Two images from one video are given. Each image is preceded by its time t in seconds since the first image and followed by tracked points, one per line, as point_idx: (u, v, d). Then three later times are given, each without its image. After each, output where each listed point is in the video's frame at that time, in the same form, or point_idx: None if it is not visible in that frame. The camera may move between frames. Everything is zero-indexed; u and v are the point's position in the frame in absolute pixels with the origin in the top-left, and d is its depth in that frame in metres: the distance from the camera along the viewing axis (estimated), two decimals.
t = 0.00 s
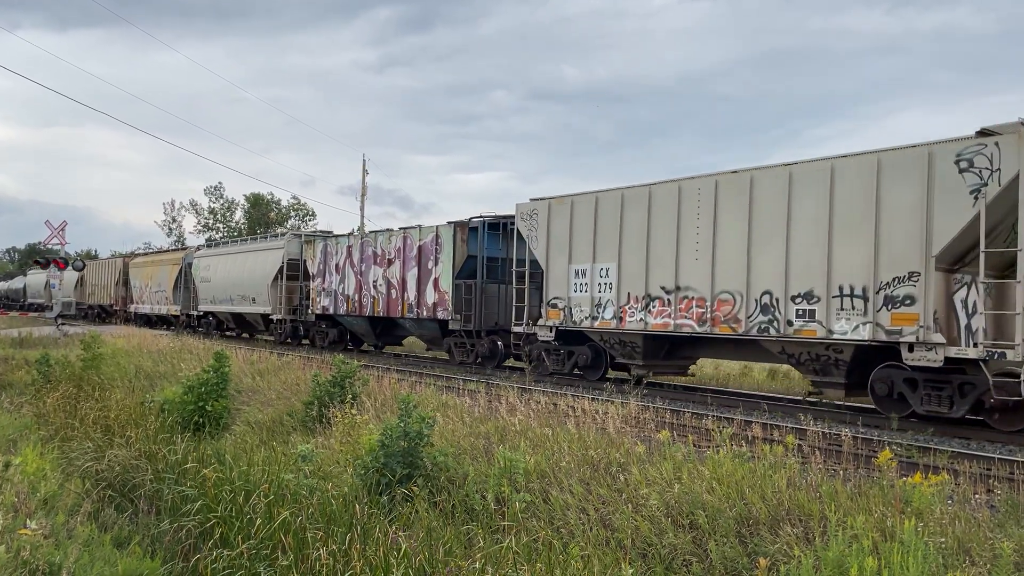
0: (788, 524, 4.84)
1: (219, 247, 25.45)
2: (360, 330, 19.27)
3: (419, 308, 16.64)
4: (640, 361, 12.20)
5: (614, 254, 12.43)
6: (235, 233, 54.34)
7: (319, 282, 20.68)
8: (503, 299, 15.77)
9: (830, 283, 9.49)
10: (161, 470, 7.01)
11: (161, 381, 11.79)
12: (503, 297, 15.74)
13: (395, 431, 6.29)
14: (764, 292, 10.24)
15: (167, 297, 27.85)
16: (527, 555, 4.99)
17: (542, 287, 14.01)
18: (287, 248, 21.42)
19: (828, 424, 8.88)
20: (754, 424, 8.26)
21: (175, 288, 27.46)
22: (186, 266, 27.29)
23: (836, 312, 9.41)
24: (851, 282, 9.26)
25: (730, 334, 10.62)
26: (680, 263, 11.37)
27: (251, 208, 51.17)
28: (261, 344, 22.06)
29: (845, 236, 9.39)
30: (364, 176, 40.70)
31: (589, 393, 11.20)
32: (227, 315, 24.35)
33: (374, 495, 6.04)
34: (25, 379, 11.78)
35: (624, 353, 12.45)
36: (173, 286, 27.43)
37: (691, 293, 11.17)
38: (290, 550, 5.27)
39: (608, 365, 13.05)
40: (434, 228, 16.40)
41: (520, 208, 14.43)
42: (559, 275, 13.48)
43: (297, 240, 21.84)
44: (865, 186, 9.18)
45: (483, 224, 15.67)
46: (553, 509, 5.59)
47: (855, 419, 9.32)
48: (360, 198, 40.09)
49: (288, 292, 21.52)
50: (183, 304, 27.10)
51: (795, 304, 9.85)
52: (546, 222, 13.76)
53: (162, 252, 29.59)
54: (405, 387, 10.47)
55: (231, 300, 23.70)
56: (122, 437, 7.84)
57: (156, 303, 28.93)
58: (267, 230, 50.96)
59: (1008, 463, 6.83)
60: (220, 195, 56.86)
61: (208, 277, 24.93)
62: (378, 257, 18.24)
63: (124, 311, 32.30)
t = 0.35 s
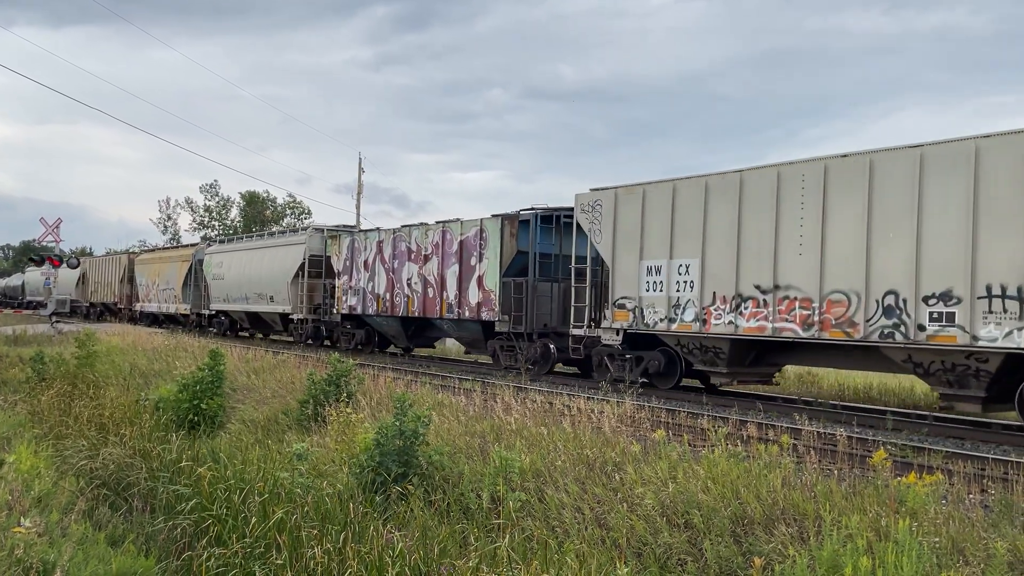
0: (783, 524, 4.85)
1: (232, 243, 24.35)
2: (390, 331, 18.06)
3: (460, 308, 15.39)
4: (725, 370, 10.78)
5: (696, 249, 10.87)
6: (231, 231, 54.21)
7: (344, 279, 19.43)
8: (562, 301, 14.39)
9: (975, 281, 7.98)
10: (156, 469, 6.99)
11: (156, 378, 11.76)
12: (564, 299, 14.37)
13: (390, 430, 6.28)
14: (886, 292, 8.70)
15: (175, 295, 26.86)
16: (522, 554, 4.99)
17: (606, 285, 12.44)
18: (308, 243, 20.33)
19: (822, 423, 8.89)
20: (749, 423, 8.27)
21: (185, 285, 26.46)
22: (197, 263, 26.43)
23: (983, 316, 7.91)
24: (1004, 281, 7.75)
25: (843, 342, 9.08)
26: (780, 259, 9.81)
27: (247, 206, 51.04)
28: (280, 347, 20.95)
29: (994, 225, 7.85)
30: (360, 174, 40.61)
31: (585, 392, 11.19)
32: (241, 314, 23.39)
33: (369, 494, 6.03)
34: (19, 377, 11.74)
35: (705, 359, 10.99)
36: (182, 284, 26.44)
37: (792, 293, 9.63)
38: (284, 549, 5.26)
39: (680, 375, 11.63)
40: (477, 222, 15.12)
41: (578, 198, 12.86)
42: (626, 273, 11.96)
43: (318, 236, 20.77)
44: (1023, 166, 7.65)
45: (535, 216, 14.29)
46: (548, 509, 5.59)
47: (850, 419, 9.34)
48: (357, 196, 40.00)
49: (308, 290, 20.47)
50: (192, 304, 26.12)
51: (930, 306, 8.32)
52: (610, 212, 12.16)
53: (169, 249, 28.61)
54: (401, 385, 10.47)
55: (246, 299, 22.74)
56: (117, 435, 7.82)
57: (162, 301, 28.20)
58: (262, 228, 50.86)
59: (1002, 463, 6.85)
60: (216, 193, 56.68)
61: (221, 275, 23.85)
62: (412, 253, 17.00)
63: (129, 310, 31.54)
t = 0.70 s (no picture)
0: (776, 522, 4.86)
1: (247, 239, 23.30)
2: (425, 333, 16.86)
3: (508, 308, 14.33)
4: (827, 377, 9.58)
5: (798, 243, 9.70)
6: (225, 229, 54.06)
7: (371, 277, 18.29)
8: (628, 299, 13.12)
9: None
10: (149, 467, 6.97)
11: (149, 377, 11.73)
12: (630, 298, 13.08)
13: (385, 428, 6.27)
14: None
15: (184, 294, 25.74)
16: (516, 552, 4.99)
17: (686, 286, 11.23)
18: (332, 238, 19.20)
19: (816, 422, 8.92)
20: (743, 422, 8.29)
21: (195, 284, 25.42)
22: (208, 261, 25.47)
23: None
24: None
25: (989, 348, 7.94)
26: (906, 258, 8.65)
27: (241, 204, 50.90)
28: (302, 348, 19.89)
29: None
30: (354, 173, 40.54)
31: (579, 391, 11.19)
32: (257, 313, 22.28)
33: (363, 492, 6.02)
34: (11, 375, 11.68)
35: (806, 366, 9.78)
36: (192, 283, 25.39)
37: (923, 293, 8.46)
38: (279, 548, 5.23)
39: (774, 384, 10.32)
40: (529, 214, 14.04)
41: (652, 185, 11.75)
42: (711, 270, 10.77)
43: (344, 230, 19.58)
44: None
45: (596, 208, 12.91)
46: (543, 507, 5.58)
47: (843, 418, 9.36)
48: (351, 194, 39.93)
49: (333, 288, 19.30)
50: (203, 303, 25.10)
51: None
52: (693, 202, 11.02)
53: (178, 246, 27.51)
54: (395, 383, 10.46)
55: (263, 298, 21.63)
56: (110, 434, 7.78)
57: (168, 300, 27.22)
58: (257, 226, 50.73)
59: (996, 462, 6.88)
60: (210, 191, 56.49)
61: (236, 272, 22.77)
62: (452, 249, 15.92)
63: (134, 310, 30.87)
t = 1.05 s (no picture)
0: (770, 521, 4.86)
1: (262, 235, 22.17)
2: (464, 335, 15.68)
3: (566, 309, 13.11)
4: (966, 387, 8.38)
5: (931, 234, 8.44)
6: (219, 228, 53.92)
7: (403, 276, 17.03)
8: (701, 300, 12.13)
9: None
10: (142, 467, 6.94)
11: (142, 376, 11.68)
12: (702, 299, 11.93)
13: (379, 427, 6.26)
14: None
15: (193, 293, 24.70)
16: (509, 551, 4.99)
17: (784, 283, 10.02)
18: (359, 234, 17.92)
19: (809, 421, 8.94)
20: (736, 421, 8.29)
21: (205, 282, 24.41)
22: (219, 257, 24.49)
23: None
24: None
25: None
26: None
27: (235, 203, 50.69)
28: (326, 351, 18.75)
29: None
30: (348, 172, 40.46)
31: (574, 390, 11.19)
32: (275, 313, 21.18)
33: (357, 491, 6.01)
34: (2, 374, 11.61)
35: (939, 376, 8.59)
36: (202, 281, 24.38)
37: None
38: (272, 547, 5.22)
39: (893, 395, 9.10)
40: (590, 206, 12.82)
41: (742, 172, 10.54)
42: (815, 266, 9.52)
43: (372, 225, 18.27)
44: None
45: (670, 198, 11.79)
46: (537, 506, 5.58)
47: (837, 416, 9.39)
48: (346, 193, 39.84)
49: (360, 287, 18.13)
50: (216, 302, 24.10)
51: None
52: (796, 190, 9.80)
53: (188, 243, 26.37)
54: (390, 382, 10.45)
55: (281, 297, 20.47)
56: (103, 434, 7.75)
57: (175, 299, 26.28)
58: (251, 225, 50.62)
59: (988, 460, 6.90)
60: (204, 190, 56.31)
61: (252, 270, 21.72)
62: (497, 244, 14.70)
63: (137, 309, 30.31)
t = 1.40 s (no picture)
0: (763, 519, 4.87)
1: (281, 232, 21.20)
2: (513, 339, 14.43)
3: (637, 310, 11.95)
4: None
5: None
6: (212, 228, 53.74)
7: (444, 273, 15.88)
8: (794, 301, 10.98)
9: None
10: (135, 467, 6.91)
11: (135, 376, 11.64)
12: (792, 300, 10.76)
13: (372, 427, 6.25)
14: None
15: (206, 293, 24.01)
16: (503, 550, 4.99)
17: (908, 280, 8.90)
18: (392, 229, 16.89)
19: (801, 420, 8.95)
20: (730, 420, 8.30)
21: (217, 282, 23.66)
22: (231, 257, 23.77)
23: None
24: None
25: None
26: None
27: (228, 203, 50.50)
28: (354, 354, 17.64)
29: None
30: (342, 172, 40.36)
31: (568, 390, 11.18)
32: (295, 314, 20.18)
33: (351, 490, 6.00)
34: None
35: None
36: (215, 280, 23.66)
37: None
38: (265, 548, 5.20)
39: None
40: (669, 196, 11.61)
41: (856, 156, 9.33)
42: (954, 261, 8.34)
43: (404, 219, 17.32)
44: None
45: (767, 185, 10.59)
46: (531, 505, 5.57)
47: (829, 416, 9.42)
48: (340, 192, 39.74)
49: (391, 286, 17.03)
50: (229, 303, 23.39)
51: None
52: (930, 175, 8.61)
53: (197, 241, 25.84)
54: (384, 382, 10.43)
55: (303, 297, 19.45)
56: (95, 434, 7.72)
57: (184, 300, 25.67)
58: (244, 225, 50.48)
59: (980, 458, 6.94)
60: (197, 189, 56.11)
61: (271, 269, 20.72)
62: (552, 239, 13.55)
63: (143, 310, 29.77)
